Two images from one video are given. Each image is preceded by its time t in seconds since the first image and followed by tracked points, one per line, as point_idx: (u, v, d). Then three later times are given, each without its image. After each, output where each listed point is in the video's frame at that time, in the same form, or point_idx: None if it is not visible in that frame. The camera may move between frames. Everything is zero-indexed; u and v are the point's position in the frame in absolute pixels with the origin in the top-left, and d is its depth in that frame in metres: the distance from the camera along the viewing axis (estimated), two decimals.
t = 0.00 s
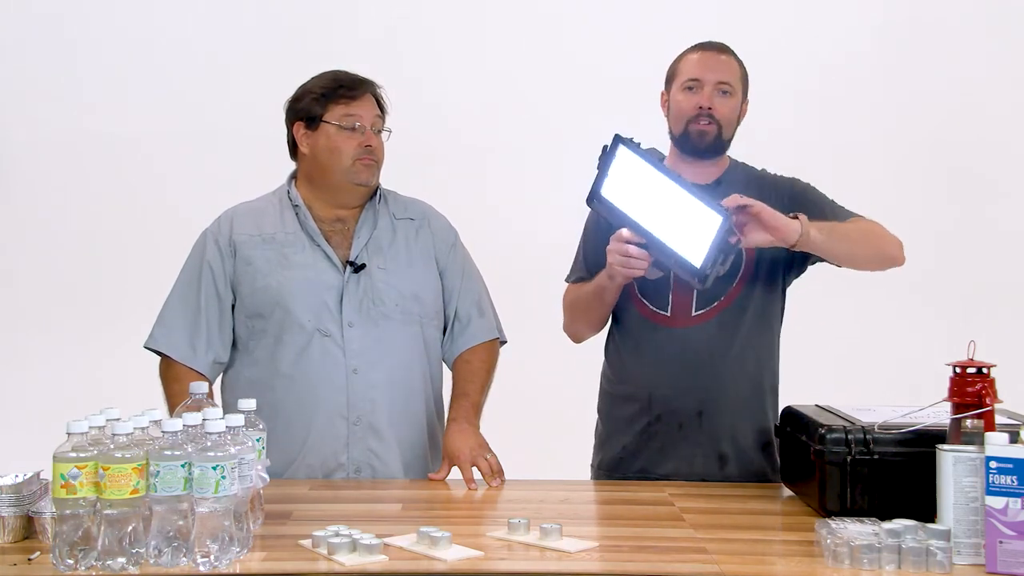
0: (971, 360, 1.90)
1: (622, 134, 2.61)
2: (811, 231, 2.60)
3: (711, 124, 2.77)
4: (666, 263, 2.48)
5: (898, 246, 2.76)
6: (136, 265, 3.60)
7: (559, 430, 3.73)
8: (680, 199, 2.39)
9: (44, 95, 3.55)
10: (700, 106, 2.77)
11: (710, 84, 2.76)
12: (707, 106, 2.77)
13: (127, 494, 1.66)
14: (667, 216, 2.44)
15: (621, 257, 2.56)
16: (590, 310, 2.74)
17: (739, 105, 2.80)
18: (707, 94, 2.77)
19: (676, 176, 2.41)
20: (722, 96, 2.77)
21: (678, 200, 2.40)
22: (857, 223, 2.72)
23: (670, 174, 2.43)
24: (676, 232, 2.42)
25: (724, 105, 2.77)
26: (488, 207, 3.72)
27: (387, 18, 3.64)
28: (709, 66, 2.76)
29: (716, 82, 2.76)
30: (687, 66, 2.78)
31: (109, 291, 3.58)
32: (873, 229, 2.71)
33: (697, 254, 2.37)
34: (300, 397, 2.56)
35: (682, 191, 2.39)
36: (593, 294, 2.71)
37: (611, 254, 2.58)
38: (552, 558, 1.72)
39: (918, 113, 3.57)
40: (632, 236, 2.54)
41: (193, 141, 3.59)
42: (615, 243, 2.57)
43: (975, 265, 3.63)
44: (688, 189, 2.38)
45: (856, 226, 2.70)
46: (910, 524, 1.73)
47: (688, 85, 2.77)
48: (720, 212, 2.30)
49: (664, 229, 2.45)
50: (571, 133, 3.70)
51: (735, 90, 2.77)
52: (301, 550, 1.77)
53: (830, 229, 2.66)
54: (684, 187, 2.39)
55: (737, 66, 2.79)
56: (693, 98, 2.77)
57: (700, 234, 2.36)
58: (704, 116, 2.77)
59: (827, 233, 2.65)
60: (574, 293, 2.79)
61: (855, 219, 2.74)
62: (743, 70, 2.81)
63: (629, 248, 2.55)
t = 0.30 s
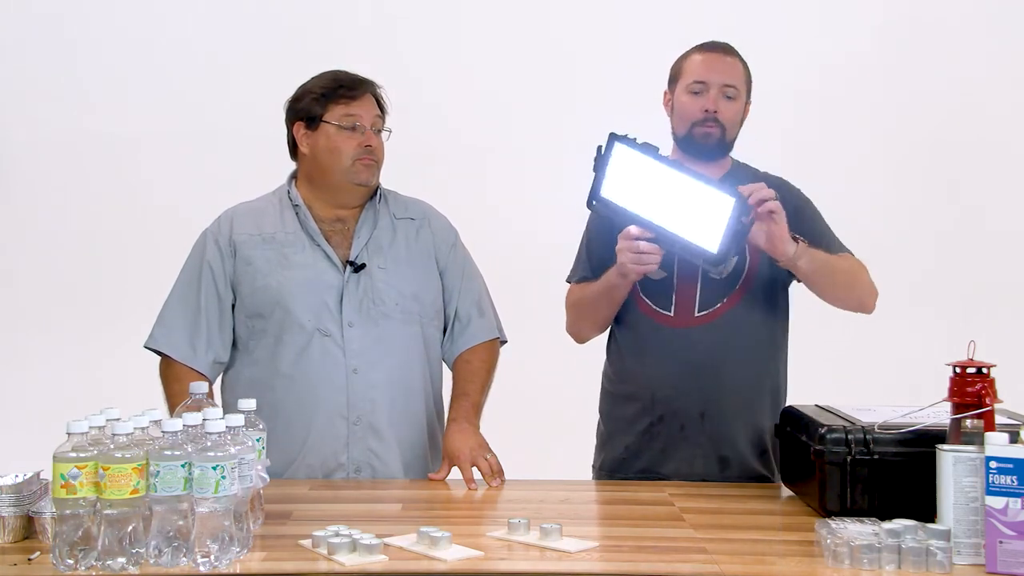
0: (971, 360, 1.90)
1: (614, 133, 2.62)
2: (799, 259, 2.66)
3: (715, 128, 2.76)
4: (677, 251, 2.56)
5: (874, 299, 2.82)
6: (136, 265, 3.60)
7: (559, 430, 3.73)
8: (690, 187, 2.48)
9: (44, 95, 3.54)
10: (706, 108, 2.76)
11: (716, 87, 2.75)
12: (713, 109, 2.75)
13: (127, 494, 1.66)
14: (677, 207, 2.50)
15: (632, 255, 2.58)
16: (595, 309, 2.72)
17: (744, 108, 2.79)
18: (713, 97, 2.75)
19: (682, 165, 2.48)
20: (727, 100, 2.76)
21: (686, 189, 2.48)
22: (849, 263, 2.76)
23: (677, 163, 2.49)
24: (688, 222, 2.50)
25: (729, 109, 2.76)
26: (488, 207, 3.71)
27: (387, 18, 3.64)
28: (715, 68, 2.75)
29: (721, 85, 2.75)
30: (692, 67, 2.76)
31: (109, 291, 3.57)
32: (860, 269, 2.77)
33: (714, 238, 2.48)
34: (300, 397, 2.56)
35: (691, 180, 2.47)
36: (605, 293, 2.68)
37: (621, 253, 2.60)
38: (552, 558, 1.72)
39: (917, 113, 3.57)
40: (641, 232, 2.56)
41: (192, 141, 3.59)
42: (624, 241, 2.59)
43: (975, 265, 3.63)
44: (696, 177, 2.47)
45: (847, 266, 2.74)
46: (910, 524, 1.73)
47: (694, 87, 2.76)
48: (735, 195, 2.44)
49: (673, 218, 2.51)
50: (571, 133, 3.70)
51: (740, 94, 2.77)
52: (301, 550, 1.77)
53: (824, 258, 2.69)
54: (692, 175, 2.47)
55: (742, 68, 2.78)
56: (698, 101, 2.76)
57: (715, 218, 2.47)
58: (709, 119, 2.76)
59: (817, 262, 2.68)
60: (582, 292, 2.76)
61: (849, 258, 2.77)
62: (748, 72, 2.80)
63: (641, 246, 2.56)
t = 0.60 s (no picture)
0: (971, 359, 1.90)
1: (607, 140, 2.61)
2: (788, 259, 2.64)
3: (719, 127, 2.75)
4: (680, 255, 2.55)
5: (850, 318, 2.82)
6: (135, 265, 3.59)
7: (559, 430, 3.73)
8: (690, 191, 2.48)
9: (43, 94, 3.55)
10: (710, 107, 2.74)
11: (719, 87, 2.75)
12: (716, 107, 2.74)
13: (127, 494, 1.66)
14: (678, 211, 2.50)
15: (638, 259, 2.57)
16: (600, 310, 2.71)
17: (746, 108, 2.79)
18: (716, 96, 2.75)
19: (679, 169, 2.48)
20: (731, 99, 2.75)
21: (686, 193, 2.48)
22: (836, 274, 2.75)
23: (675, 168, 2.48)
24: (690, 225, 2.50)
25: (732, 108, 2.75)
26: (488, 206, 3.72)
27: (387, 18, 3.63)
28: (717, 68, 2.74)
29: (725, 85, 2.75)
30: (695, 67, 2.76)
31: (108, 290, 3.57)
32: (843, 286, 2.75)
33: (716, 241, 2.48)
34: (300, 397, 2.56)
35: (689, 185, 2.48)
36: (608, 297, 2.68)
37: (626, 258, 2.59)
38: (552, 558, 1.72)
39: (917, 112, 3.57)
40: (644, 237, 2.56)
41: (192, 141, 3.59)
42: (628, 247, 2.59)
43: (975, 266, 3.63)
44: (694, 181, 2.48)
45: (833, 275, 2.73)
46: (910, 524, 1.73)
47: (697, 87, 2.75)
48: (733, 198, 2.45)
49: (675, 223, 2.51)
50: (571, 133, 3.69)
51: (742, 93, 2.76)
52: (301, 550, 1.77)
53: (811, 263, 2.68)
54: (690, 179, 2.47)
55: (744, 67, 2.78)
56: (701, 100, 2.75)
57: (716, 221, 2.47)
58: (712, 118, 2.75)
59: (805, 267, 2.66)
60: (584, 294, 2.76)
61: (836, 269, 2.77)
62: (749, 72, 2.80)
63: (646, 250, 2.56)
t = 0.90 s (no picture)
0: (971, 359, 1.90)
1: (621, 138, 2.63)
2: (775, 263, 2.62)
3: (713, 126, 2.75)
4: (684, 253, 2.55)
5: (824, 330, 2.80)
6: (135, 265, 3.59)
7: (558, 431, 3.73)
8: (692, 189, 2.47)
9: (44, 95, 3.55)
10: (704, 107, 2.74)
11: (714, 85, 2.74)
12: (711, 107, 2.74)
13: (127, 494, 1.66)
14: (681, 209, 2.50)
15: (642, 258, 2.57)
16: (605, 316, 2.71)
17: (741, 106, 2.79)
18: (710, 95, 2.74)
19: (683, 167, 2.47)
20: (725, 97, 2.75)
21: (688, 191, 2.47)
22: (817, 283, 2.73)
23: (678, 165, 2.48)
24: (692, 223, 2.49)
25: (726, 106, 2.75)
26: (488, 207, 3.72)
27: (387, 18, 3.63)
28: (710, 66, 2.74)
29: (719, 83, 2.75)
30: (689, 67, 2.76)
31: (108, 291, 3.57)
32: (823, 297, 2.73)
33: (716, 239, 2.45)
34: (300, 397, 2.56)
35: (691, 183, 2.46)
36: (612, 297, 2.68)
37: (630, 257, 2.59)
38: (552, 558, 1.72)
39: (917, 113, 3.58)
40: (648, 236, 2.56)
41: (192, 141, 3.59)
42: (632, 245, 2.59)
43: (976, 266, 3.63)
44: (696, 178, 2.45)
45: (814, 282, 2.72)
46: (910, 524, 1.73)
47: (691, 86, 2.75)
48: (733, 196, 2.41)
49: (679, 221, 2.51)
50: (571, 133, 3.70)
51: (738, 91, 2.76)
52: (301, 550, 1.76)
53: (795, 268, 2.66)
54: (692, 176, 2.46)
55: (738, 65, 2.78)
56: (695, 99, 2.75)
57: (716, 218, 2.44)
58: (707, 117, 2.75)
59: (790, 272, 2.65)
60: (589, 297, 2.76)
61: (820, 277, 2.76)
62: (743, 70, 2.80)
63: (649, 249, 2.55)
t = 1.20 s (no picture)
0: (971, 359, 1.90)
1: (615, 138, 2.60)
2: (783, 262, 2.64)
3: (712, 124, 2.75)
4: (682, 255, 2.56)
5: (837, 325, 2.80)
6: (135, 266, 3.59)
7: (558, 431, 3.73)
8: (692, 191, 2.48)
9: (44, 95, 3.55)
10: (703, 105, 2.74)
11: (712, 84, 2.74)
12: (710, 105, 2.74)
13: (127, 494, 1.66)
14: (680, 212, 2.51)
15: (640, 259, 2.57)
16: (604, 316, 2.71)
17: (739, 104, 2.79)
18: (709, 93, 2.74)
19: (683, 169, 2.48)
20: (724, 95, 2.75)
21: (688, 192, 2.49)
22: (827, 280, 2.73)
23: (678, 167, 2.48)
24: (691, 225, 2.51)
25: (725, 104, 2.75)
26: (488, 207, 3.72)
27: (387, 18, 3.63)
28: (709, 65, 2.74)
29: (717, 82, 2.74)
30: (688, 66, 2.76)
31: (107, 291, 3.57)
32: (833, 294, 2.74)
33: (717, 241, 2.49)
34: (300, 398, 2.56)
35: (691, 185, 2.48)
36: (611, 299, 2.68)
37: (627, 258, 2.59)
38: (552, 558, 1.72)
39: (917, 113, 3.58)
40: (646, 238, 2.56)
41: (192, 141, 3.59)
42: (630, 246, 2.58)
43: (976, 266, 3.63)
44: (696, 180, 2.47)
45: (823, 281, 2.72)
46: (910, 524, 1.73)
47: (690, 84, 2.75)
48: (734, 198, 2.45)
49: (678, 222, 2.52)
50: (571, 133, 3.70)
51: (736, 90, 2.76)
52: (301, 550, 1.76)
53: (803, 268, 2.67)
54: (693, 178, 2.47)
55: (736, 64, 2.78)
56: (694, 97, 2.75)
57: (717, 220, 2.48)
58: (706, 116, 2.75)
59: (798, 271, 2.66)
60: (588, 299, 2.76)
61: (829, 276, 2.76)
62: (742, 69, 2.80)
63: (647, 250, 2.55)
